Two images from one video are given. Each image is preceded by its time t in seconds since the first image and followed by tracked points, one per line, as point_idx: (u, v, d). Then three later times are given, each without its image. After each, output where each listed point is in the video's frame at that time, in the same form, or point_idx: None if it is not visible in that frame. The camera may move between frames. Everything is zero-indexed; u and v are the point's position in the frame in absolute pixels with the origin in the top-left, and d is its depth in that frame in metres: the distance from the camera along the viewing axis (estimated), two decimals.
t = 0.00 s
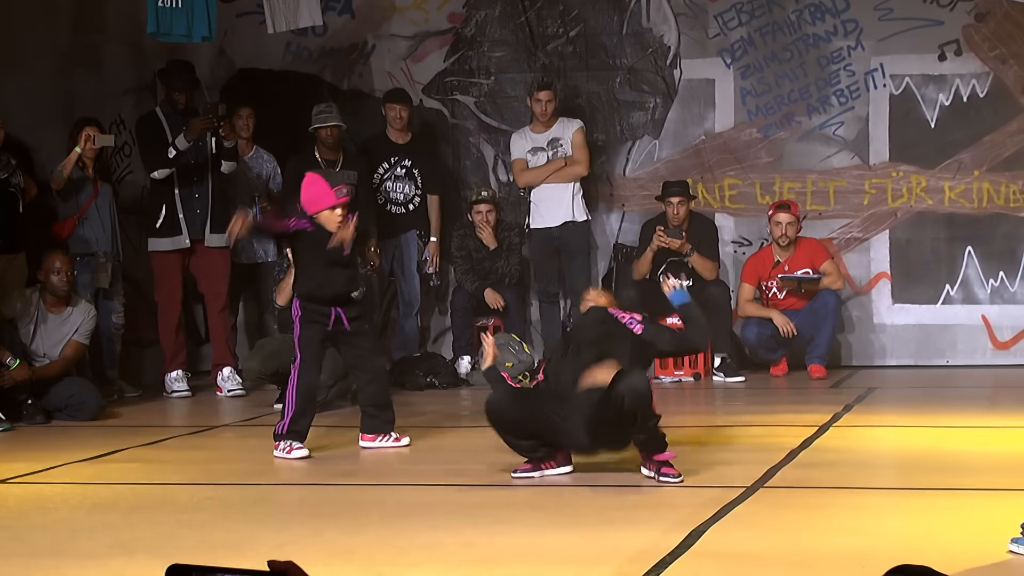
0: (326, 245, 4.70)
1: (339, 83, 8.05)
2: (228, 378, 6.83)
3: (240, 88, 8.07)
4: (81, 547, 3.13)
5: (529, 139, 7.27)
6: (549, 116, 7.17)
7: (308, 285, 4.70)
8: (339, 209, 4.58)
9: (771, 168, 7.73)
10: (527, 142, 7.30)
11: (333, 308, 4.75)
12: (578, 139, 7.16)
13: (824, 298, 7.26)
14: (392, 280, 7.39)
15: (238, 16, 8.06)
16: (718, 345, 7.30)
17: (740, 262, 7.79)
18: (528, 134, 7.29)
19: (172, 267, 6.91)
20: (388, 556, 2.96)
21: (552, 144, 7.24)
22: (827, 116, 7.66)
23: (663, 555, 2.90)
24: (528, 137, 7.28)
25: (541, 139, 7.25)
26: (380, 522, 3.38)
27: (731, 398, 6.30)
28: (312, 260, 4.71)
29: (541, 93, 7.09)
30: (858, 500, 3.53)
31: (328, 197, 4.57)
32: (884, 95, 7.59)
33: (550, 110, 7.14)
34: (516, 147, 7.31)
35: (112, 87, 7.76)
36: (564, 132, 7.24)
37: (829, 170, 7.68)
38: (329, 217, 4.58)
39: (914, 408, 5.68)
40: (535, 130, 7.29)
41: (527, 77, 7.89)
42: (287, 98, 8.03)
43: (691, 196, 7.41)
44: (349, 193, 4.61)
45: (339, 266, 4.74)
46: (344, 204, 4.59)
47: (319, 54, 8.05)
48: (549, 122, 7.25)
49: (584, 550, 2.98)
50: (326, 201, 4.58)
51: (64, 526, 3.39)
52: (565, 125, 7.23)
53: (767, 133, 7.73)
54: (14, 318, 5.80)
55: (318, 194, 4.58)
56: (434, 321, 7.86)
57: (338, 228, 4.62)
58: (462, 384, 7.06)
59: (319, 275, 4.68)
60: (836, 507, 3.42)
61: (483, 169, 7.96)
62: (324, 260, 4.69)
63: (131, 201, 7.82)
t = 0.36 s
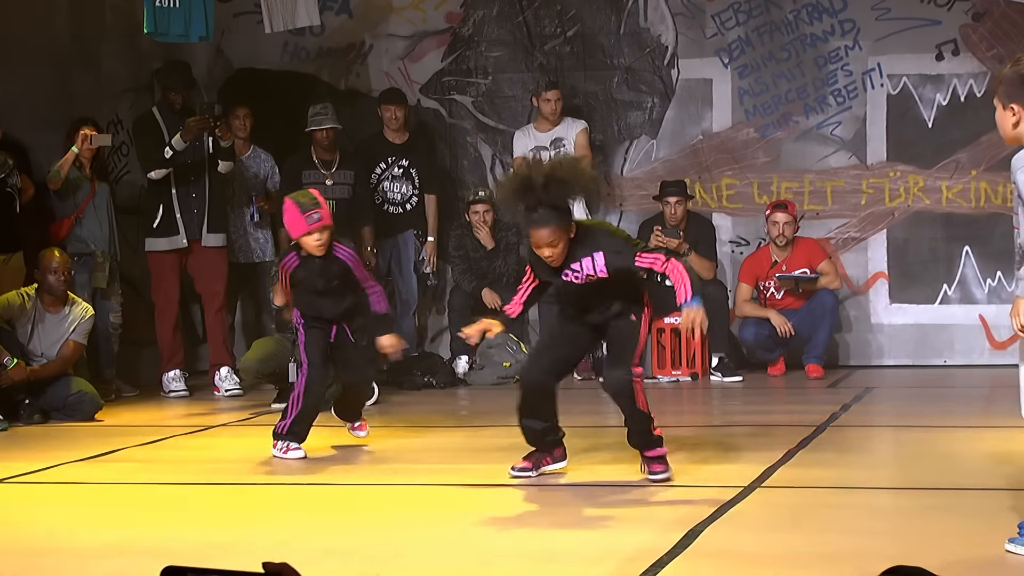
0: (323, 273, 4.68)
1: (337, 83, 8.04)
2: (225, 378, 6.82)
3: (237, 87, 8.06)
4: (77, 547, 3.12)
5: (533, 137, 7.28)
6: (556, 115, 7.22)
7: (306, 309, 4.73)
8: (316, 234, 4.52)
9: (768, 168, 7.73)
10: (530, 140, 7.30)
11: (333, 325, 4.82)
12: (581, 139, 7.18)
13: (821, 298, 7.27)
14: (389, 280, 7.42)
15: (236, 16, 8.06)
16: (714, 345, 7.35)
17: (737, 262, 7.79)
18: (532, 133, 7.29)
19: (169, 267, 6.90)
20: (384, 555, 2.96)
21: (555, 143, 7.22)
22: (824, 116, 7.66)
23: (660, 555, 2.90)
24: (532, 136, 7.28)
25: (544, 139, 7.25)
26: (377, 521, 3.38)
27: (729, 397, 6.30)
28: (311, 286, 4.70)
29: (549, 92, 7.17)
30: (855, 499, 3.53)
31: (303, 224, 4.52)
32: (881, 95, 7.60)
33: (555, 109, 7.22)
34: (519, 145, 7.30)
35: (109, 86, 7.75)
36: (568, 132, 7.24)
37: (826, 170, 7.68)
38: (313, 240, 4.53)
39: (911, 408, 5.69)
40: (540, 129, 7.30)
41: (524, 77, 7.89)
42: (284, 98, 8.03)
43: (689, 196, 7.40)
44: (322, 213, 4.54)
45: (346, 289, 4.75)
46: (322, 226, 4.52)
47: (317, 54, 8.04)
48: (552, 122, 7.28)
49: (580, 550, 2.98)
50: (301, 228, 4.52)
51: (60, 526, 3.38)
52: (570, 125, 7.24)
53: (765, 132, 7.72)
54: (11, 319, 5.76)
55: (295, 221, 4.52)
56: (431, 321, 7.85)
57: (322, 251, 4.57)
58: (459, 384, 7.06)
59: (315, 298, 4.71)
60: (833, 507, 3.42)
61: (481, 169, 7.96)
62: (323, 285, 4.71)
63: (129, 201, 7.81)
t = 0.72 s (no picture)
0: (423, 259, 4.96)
1: (336, 82, 8.04)
2: (225, 377, 6.82)
3: (237, 86, 8.06)
4: (76, 547, 3.12)
5: (537, 136, 7.23)
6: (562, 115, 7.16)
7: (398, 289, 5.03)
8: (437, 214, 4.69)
9: (768, 168, 7.73)
10: (534, 139, 7.26)
11: (416, 320, 5.05)
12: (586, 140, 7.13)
13: (822, 296, 7.27)
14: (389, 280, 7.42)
15: (236, 16, 8.05)
16: (715, 344, 7.30)
17: (738, 261, 7.78)
18: (536, 131, 7.26)
19: (169, 267, 6.90)
20: (384, 555, 2.96)
21: (559, 143, 7.20)
22: (824, 115, 7.66)
23: (660, 554, 2.90)
24: (537, 135, 7.24)
25: (548, 138, 7.21)
26: (377, 521, 3.37)
27: (729, 396, 6.30)
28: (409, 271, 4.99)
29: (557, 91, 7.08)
30: (856, 498, 3.53)
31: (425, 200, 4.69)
32: (881, 93, 7.60)
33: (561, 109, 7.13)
34: (524, 144, 7.27)
35: (109, 87, 7.75)
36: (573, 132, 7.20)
37: (826, 168, 7.67)
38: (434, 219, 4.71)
39: (912, 407, 5.68)
40: (545, 128, 7.25)
41: (524, 76, 7.89)
42: (283, 98, 8.02)
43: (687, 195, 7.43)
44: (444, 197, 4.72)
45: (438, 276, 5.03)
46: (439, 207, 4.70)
47: (317, 53, 8.04)
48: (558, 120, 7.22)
49: (580, 549, 2.98)
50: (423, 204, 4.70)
51: (59, 526, 3.38)
52: (575, 125, 7.18)
53: (765, 131, 7.72)
54: (11, 320, 5.75)
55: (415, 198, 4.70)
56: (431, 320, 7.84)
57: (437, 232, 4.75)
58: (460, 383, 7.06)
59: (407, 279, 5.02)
60: (833, 506, 3.42)
61: (481, 168, 7.95)
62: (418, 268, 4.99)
63: (129, 201, 7.81)
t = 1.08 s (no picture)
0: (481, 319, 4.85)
1: (336, 81, 8.04)
2: (225, 376, 6.82)
3: (236, 85, 8.05)
4: (72, 546, 3.11)
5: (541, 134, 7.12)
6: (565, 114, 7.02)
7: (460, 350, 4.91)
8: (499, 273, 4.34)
9: (767, 167, 7.73)
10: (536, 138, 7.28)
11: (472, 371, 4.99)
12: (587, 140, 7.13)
13: (821, 295, 7.26)
14: (388, 278, 7.46)
15: (234, 15, 8.05)
16: (714, 343, 7.28)
17: (737, 260, 7.79)
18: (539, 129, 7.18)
19: (168, 266, 6.89)
20: (383, 553, 2.96)
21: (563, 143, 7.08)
22: (823, 114, 7.66)
23: (659, 552, 2.90)
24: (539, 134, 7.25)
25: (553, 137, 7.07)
26: (374, 520, 3.37)
27: (728, 395, 6.30)
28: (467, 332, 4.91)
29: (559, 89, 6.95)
30: (855, 497, 3.53)
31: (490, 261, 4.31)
32: (880, 93, 7.60)
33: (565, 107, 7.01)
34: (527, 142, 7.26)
35: (108, 86, 7.75)
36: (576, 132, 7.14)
37: (826, 168, 7.67)
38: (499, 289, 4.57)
39: (911, 406, 5.68)
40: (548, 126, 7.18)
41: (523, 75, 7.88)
42: (282, 97, 8.01)
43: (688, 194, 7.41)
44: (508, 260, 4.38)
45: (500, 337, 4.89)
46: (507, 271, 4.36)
47: (316, 52, 8.03)
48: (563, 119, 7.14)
49: (577, 548, 2.97)
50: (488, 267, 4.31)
51: (57, 525, 3.38)
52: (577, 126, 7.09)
53: (764, 130, 7.72)
54: (10, 318, 5.79)
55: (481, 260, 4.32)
56: (430, 319, 7.84)
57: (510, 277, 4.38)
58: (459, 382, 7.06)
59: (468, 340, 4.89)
60: (832, 505, 3.42)
61: (480, 167, 7.95)
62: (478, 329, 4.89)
63: (128, 200, 7.81)
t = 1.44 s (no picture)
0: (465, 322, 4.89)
1: (335, 80, 8.04)
2: (224, 374, 6.83)
3: (236, 84, 8.04)
4: (70, 545, 3.11)
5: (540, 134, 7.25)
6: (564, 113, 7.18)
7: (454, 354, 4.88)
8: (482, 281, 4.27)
9: (767, 166, 7.73)
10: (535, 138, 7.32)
11: (465, 373, 4.92)
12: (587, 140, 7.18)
13: (821, 295, 7.26)
14: (388, 277, 7.46)
15: (234, 14, 8.05)
16: (714, 342, 7.28)
17: (736, 259, 7.79)
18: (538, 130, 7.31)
19: (168, 265, 6.90)
20: (382, 552, 2.96)
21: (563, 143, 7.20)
22: (823, 113, 7.66)
23: (658, 552, 2.90)
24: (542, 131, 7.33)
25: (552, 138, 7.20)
26: (373, 519, 3.36)
27: (727, 395, 6.30)
28: (454, 334, 4.91)
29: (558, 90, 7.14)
30: (854, 497, 3.53)
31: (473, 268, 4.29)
32: (880, 92, 7.60)
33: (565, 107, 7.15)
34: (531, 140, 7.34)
35: (107, 84, 7.75)
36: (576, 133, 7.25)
37: (825, 167, 7.68)
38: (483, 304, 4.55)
39: (910, 406, 5.67)
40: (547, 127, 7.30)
41: (523, 74, 7.87)
42: (282, 96, 8.01)
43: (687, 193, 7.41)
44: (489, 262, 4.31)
45: (491, 334, 4.93)
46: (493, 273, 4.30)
47: (315, 51, 8.03)
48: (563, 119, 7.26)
49: (577, 548, 2.96)
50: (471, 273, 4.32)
51: (56, 524, 3.37)
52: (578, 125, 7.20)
53: (764, 130, 7.72)
54: (9, 317, 5.74)
55: (466, 264, 4.30)
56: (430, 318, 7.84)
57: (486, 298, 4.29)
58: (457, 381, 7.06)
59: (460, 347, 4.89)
60: (831, 505, 3.42)
61: (479, 165, 7.95)
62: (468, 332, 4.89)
63: (128, 199, 7.81)
